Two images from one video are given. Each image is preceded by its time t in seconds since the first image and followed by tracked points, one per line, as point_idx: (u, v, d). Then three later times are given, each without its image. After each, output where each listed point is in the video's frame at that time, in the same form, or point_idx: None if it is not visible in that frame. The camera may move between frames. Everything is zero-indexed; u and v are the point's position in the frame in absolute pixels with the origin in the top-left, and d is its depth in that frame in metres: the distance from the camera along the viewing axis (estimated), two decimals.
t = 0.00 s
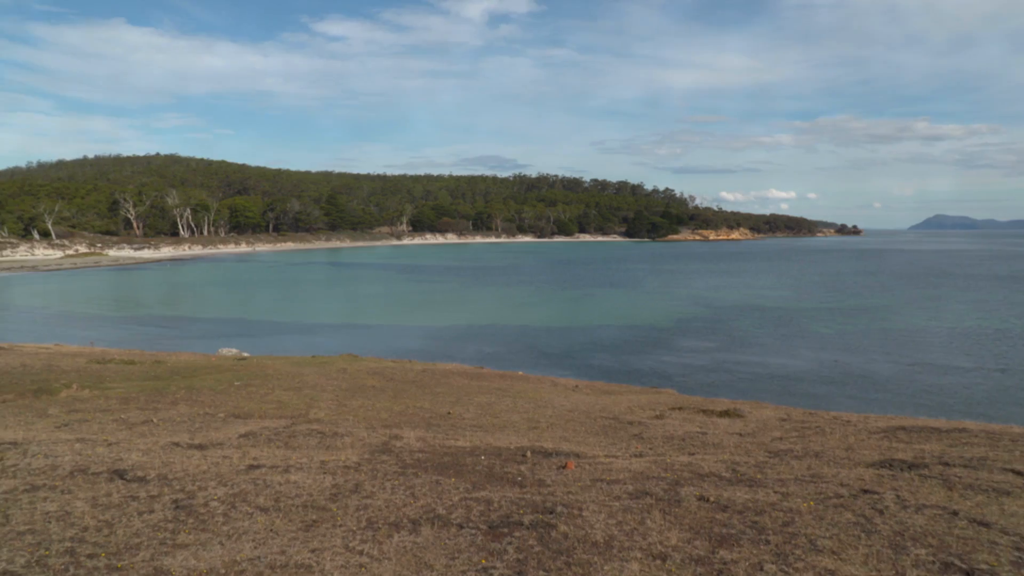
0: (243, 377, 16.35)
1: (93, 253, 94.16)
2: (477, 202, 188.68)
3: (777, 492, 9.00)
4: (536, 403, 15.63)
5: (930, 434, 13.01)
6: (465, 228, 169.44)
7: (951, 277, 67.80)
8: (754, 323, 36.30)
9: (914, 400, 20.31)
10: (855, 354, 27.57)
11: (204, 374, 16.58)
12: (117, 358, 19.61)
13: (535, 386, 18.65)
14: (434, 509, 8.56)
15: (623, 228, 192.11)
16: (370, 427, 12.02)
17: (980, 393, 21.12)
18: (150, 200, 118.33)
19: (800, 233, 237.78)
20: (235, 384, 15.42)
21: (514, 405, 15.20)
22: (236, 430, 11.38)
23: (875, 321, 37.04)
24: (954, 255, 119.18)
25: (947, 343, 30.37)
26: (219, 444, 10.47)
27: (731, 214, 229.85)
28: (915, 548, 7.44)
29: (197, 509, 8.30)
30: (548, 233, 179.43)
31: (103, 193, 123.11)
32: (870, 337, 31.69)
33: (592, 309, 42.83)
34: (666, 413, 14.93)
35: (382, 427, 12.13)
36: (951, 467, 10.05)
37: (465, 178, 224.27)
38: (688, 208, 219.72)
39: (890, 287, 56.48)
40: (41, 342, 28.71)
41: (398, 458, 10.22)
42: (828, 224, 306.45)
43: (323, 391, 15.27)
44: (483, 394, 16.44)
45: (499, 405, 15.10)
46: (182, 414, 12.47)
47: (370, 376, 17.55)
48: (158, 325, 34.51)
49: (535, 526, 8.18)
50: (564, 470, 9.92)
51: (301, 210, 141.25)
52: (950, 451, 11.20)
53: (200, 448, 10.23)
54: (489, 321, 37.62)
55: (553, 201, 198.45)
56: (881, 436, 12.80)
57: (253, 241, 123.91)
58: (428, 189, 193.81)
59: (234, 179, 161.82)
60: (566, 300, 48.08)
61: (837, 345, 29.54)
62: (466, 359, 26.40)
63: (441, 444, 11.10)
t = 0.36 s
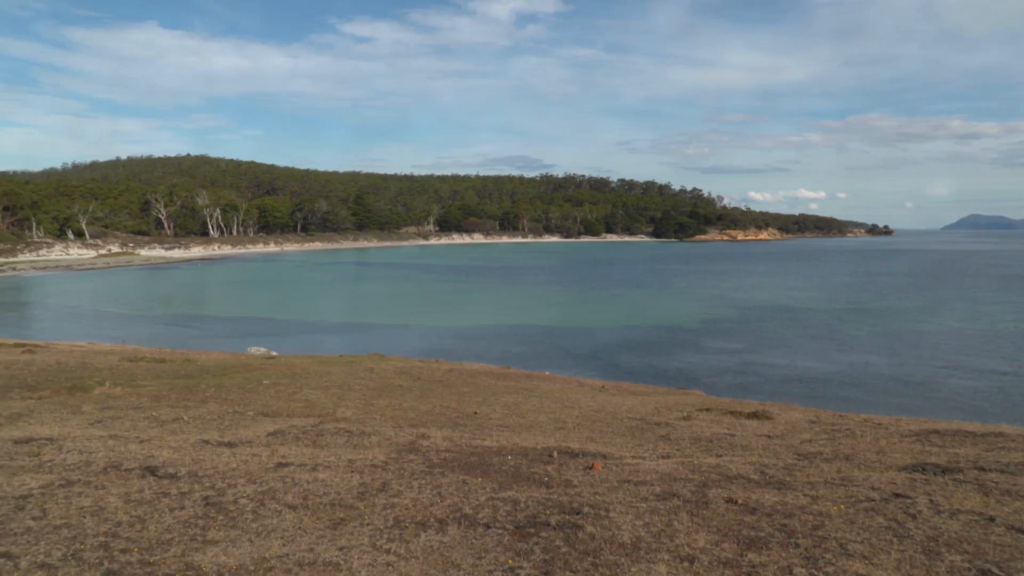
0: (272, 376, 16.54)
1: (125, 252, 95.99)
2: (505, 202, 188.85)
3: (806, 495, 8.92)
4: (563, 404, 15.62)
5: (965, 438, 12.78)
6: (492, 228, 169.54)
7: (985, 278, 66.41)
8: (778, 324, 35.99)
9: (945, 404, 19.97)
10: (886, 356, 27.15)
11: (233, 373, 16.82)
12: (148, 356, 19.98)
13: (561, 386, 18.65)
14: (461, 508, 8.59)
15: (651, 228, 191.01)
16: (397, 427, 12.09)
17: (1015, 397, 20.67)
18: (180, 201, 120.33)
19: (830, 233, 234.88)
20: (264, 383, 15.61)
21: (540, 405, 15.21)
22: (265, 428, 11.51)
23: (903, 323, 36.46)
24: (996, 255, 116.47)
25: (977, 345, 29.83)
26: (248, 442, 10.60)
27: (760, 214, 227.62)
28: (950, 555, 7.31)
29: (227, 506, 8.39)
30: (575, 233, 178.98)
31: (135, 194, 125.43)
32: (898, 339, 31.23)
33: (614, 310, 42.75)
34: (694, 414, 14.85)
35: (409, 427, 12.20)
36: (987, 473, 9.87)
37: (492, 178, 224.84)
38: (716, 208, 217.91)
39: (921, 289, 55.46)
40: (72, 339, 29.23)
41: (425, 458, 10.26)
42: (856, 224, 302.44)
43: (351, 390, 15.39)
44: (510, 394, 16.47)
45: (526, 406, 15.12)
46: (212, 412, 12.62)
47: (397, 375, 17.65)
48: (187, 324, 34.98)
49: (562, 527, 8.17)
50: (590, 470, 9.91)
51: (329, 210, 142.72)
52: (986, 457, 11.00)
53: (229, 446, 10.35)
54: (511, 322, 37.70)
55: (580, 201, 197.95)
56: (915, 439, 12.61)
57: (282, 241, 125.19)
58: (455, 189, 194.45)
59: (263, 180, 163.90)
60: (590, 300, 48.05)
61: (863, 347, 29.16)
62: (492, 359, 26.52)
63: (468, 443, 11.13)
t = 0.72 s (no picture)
0: (300, 375, 16.70)
1: (156, 251, 97.79)
2: (531, 203, 188.79)
3: (837, 498, 8.83)
4: (590, 404, 15.61)
5: (1002, 443, 12.57)
6: (519, 228, 169.47)
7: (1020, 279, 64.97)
8: (802, 325, 35.63)
9: (977, 407, 19.63)
10: (918, 359, 26.73)
11: (262, 371, 17.03)
12: (179, 354, 20.32)
13: (588, 387, 18.64)
14: (487, 508, 8.61)
15: (678, 229, 189.85)
16: (425, 426, 12.17)
17: None
18: (211, 201, 122.05)
19: (861, 234, 231.77)
20: (293, 382, 15.76)
21: (567, 406, 15.21)
22: (294, 427, 11.62)
23: (933, 324, 35.87)
24: None
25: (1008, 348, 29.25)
26: (276, 440, 10.69)
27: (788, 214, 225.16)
28: (986, 562, 7.18)
29: (256, 504, 8.47)
30: (602, 233, 178.48)
31: (166, 194, 127.58)
32: (926, 341, 30.75)
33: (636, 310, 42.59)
34: (722, 416, 14.76)
35: (436, 426, 12.26)
36: None
37: (519, 178, 225.06)
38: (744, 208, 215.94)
39: (953, 290, 54.29)
40: (103, 337, 29.76)
41: (451, 457, 10.30)
42: (887, 224, 297.94)
43: (378, 389, 15.47)
44: (537, 394, 16.48)
45: (553, 406, 15.12)
46: (242, 410, 12.77)
47: (425, 375, 17.72)
48: (213, 323, 35.38)
49: (589, 527, 8.15)
50: (617, 471, 9.88)
51: (356, 210, 143.94)
52: None
53: (258, 444, 10.46)
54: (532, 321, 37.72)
55: (607, 201, 197.27)
56: (948, 443, 12.43)
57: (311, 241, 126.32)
58: (481, 189, 194.73)
59: (291, 180, 165.74)
60: (614, 301, 47.94)
61: (891, 349, 28.75)
62: (518, 358, 26.59)
63: (494, 443, 11.14)
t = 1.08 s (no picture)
0: (327, 374, 16.82)
1: (186, 250, 99.26)
2: (558, 203, 188.66)
3: (867, 502, 8.74)
4: (615, 405, 15.58)
5: None
6: (546, 228, 169.39)
7: None
8: (826, 326, 35.26)
9: (1009, 411, 19.28)
10: (952, 361, 26.24)
11: (289, 370, 17.21)
12: (209, 353, 20.62)
13: (613, 387, 18.60)
14: (514, 508, 8.61)
15: (706, 229, 188.60)
16: (451, 426, 12.20)
17: None
18: (240, 202, 123.65)
19: (891, 233, 228.51)
20: (320, 381, 15.87)
21: (593, 406, 15.18)
22: (321, 425, 11.72)
23: (962, 327, 35.23)
24: None
25: None
26: (304, 439, 10.79)
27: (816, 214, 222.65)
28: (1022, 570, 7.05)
29: (284, 501, 8.55)
30: (629, 233, 177.89)
31: (196, 194, 129.38)
32: (955, 344, 30.23)
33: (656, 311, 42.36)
34: (749, 417, 14.66)
35: (462, 426, 12.30)
36: None
37: (546, 178, 225.13)
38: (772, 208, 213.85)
39: (986, 292, 53.18)
40: (133, 336, 30.32)
41: (478, 457, 10.32)
42: (920, 224, 294.10)
43: (405, 389, 15.53)
44: (563, 394, 16.46)
45: (579, 406, 15.10)
46: (271, 409, 12.88)
47: (451, 375, 17.76)
48: (238, 322, 35.70)
49: (615, 528, 8.13)
50: (644, 472, 9.84)
51: (384, 210, 144.78)
52: None
53: (286, 443, 10.55)
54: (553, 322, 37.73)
55: (633, 201, 196.54)
56: (984, 448, 12.21)
57: (339, 241, 127.25)
58: (508, 189, 194.90)
59: (319, 180, 167.24)
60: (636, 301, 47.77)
61: (919, 351, 28.32)
62: (542, 358, 26.64)
63: (520, 443, 11.15)
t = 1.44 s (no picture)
0: (355, 373, 16.97)
1: (215, 250, 100.48)
2: (585, 203, 188.18)
3: (899, 507, 8.62)
4: (642, 406, 15.51)
5: None
6: (572, 228, 169.09)
7: None
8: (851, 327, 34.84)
9: None
10: (985, 364, 25.75)
11: (316, 369, 17.37)
12: (236, 352, 20.87)
13: (640, 388, 18.54)
14: (541, 508, 8.62)
15: (733, 228, 187.05)
16: (477, 425, 12.23)
17: None
18: (268, 202, 124.94)
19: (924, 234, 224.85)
20: (347, 380, 16.01)
21: (620, 407, 15.13)
22: (348, 424, 11.81)
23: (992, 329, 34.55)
24: None
25: None
26: (332, 438, 10.87)
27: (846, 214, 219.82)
28: None
29: (312, 499, 8.62)
30: (656, 233, 177.06)
31: (226, 194, 131.00)
32: (984, 346, 29.69)
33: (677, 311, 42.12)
34: (778, 419, 14.53)
35: (489, 426, 12.32)
36: None
37: (572, 177, 224.88)
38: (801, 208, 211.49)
39: (1020, 293, 52.12)
40: (165, 334, 30.88)
41: (504, 457, 10.33)
42: (954, 224, 288.88)
43: (431, 388, 15.59)
44: (589, 395, 16.44)
45: (605, 407, 15.07)
46: (299, 407, 13.02)
47: (477, 375, 17.81)
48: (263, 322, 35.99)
49: (642, 530, 8.09)
50: (671, 474, 9.79)
51: (410, 210, 145.41)
52: None
53: (313, 441, 10.64)
54: (573, 322, 37.68)
55: (660, 200, 195.43)
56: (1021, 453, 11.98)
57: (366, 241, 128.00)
58: (534, 189, 194.72)
59: (347, 180, 168.49)
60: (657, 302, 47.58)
61: (948, 354, 27.86)
62: (566, 359, 26.66)
63: (547, 444, 11.14)
